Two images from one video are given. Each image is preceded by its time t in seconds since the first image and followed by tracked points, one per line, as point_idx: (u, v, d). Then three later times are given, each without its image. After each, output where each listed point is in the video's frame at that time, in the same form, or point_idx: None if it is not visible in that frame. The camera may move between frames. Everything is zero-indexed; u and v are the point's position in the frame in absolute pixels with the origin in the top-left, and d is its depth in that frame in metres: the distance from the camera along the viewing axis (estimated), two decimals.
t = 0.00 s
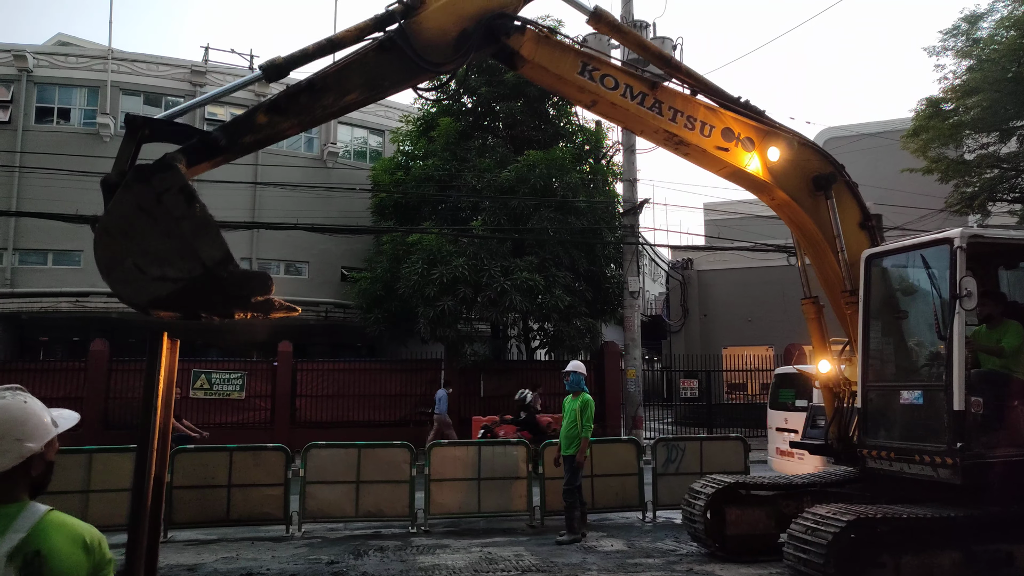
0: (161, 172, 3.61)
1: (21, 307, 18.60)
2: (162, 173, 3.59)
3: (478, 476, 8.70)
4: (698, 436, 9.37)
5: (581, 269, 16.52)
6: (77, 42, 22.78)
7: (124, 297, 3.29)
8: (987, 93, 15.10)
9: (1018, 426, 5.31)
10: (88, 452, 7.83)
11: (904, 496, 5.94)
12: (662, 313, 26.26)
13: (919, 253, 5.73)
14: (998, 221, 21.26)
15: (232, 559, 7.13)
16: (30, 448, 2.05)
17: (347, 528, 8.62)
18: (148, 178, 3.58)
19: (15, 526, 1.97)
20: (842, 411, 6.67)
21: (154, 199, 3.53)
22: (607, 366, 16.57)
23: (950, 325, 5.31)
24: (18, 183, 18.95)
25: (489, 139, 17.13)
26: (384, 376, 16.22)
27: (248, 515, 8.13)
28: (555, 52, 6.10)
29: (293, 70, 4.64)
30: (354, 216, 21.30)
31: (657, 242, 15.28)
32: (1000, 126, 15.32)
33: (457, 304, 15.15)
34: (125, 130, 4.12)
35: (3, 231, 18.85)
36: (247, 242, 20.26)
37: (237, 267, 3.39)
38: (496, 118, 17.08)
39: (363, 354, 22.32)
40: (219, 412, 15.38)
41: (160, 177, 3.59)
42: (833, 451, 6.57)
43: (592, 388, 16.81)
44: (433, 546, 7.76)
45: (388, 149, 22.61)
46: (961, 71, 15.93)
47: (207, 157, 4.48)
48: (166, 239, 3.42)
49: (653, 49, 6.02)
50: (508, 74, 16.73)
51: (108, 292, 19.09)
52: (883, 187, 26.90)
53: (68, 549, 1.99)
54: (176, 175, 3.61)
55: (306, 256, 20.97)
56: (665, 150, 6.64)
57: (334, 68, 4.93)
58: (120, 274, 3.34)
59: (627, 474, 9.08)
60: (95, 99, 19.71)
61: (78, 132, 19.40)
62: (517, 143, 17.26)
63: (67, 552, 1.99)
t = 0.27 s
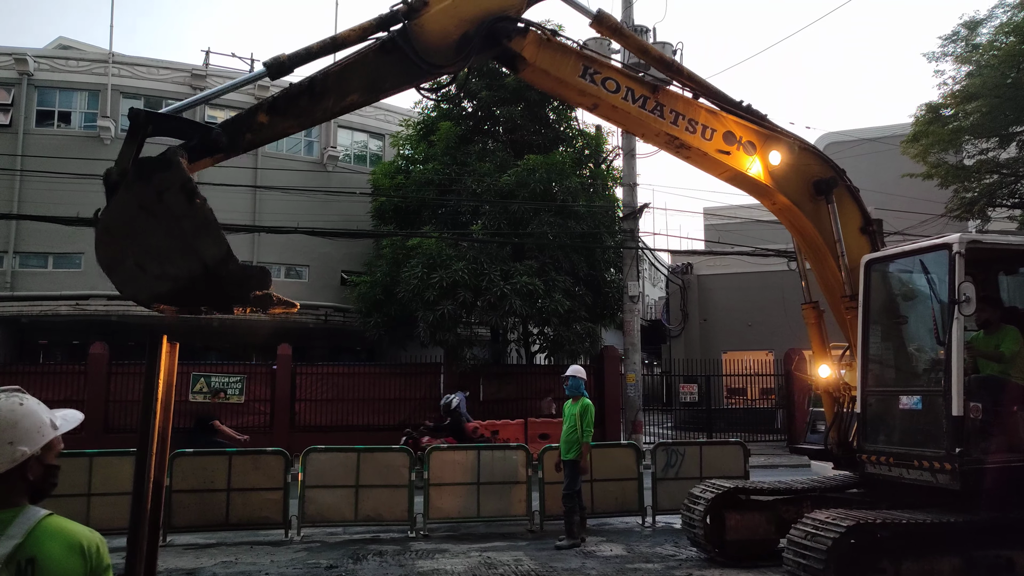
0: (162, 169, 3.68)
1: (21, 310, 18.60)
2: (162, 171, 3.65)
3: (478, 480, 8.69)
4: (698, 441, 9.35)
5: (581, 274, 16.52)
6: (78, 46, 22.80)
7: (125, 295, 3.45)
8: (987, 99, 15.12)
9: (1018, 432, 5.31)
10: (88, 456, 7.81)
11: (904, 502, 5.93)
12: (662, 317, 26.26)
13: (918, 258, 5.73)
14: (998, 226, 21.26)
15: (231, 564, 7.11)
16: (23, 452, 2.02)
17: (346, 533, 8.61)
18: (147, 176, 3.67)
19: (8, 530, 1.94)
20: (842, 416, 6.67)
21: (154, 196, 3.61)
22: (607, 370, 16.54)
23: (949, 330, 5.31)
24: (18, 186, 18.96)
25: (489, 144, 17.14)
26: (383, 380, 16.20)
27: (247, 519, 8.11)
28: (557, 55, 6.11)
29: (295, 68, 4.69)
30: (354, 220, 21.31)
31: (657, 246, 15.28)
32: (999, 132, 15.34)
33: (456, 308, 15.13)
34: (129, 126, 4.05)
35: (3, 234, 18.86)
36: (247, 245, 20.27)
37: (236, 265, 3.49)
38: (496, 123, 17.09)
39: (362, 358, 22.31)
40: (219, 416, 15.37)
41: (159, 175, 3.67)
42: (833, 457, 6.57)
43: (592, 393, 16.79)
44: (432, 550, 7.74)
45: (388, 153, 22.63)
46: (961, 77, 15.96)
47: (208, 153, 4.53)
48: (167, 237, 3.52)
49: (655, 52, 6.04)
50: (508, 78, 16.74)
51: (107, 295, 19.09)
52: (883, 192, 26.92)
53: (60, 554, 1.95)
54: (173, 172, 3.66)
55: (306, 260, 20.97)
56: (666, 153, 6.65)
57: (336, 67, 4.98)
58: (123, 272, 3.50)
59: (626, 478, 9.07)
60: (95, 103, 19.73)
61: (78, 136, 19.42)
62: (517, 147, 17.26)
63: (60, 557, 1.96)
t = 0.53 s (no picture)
0: (165, 135, 3.83)
1: (20, 315, 18.60)
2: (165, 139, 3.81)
3: (476, 485, 8.68)
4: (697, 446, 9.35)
5: (580, 278, 16.53)
6: (77, 51, 22.82)
7: (126, 257, 3.59)
8: (985, 104, 15.16)
9: (1016, 436, 5.30)
10: (88, 461, 7.81)
11: (903, 506, 5.92)
12: (661, 322, 26.28)
13: (915, 262, 5.75)
14: (996, 231, 21.30)
15: (230, 569, 7.09)
16: (50, 455, 2.00)
17: (344, 538, 8.59)
18: (150, 144, 3.81)
19: (27, 536, 1.92)
20: (841, 421, 6.67)
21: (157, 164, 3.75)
22: (605, 376, 16.53)
23: (947, 334, 5.32)
24: (17, 191, 18.97)
25: (488, 149, 17.16)
26: (382, 384, 16.18)
27: (246, 525, 8.09)
28: (563, 52, 6.11)
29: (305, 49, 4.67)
30: (353, 224, 21.32)
31: (656, 251, 15.29)
32: (997, 137, 15.38)
33: (455, 313, 15.14)
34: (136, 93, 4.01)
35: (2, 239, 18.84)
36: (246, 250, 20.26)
37: (236, 232, 3.65)
38: (495, 128, 17.11)
39: (361, 362, 22.31)
40: (217, 421, 15.36)
41: (164, 141, 3.82)
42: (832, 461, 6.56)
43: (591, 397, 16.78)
44: (431, 555, 7.73)
45: (387, 157, 22.65)
46: (959, 82, 16.02)
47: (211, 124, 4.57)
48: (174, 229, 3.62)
49: (661, 50, 6.05)
50: (507, 83, 16.75)
51: (106, 300, 19.08)
52: (881, 197, 26.98)
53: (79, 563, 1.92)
54: (177, 138, 3.83)
55: (305, 264, 20.97)
56: (670, 151, 6.65)
57: (342, 50, 4.90)
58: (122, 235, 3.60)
59: (625, 483, 9.06)
60: (94, 108, 19.74)
61: (77, 141, 19.43)
62: (516, 152, 17.28)
63: (78, 566, 1.92)
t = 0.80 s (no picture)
0: (167, 121, 3.85)
1: (14, 317, 18.52)
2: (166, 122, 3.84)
3: (472, 486, 8.67)
4: (693, 448, 9.35)
5: (576, 280, 16.54)
6: (72, 53, 22.76)
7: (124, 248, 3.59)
8: (978, 107, 15.25)
9: (1013, 438, 5.32)
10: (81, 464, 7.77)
11: (899, 506, 5.93)
12: (656, 324, 26.31)
13: (915, 263, 5.76)
14: (990, 233, 21.39)
15: (225, 571, 7.07)
16: (95, 455, 2.09)
17: (340, 540, 8.58)
18: (151, 126, 3.83)
19: (61, 535, 1.99)
20: (839, 421, 6.68)
21: (158, 144, 3.76)
22: (601, 378, 16.54)
23: (947, 335, 5.34)
24: (12, 192, 18.90)
25: (484, 151, 17.16)
26: (377, 386, 16.16)
27: (241, 527, 8.06)
28: (569, 47, 6.12)
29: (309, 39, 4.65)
30: (349, 226, 21.30)
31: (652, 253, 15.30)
32: (990, 140, 15.46)
33: (451, 315, 15.12)
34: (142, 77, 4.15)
35: None
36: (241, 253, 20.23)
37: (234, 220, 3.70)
38: (490, 130, 17.11)
39: (357, 365, 22.29)
40: (212, 423, 15.31)
41: (165, 125, 3.84)
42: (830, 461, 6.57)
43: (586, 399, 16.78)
44: (427, 557, 7.72)
45: (383, 159, 22.65)
46: (952, 85, 16.10)
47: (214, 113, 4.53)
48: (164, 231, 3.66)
49: (668, 47, 6.06)
50: (502, 86, 16.76)
51: (101, 302, 19.02)
52: (875, 199, 27.08)
53: (108, 563, 1.97)
54: (178, 124, 3.85)
55: (301, 266, 20.94)
56: (674, 149, 6.65)
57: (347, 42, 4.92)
58: (119, 214, 3.60)
59: (621, 485, 9.05)
60: (89, 109, 19.69)
61: (72, 142, 19.38)
62: (512, 154, 17.26)
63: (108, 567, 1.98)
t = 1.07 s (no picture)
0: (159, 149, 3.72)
1: (12, 317, 18.49)
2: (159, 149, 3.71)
3: (470, 487, 8.68)
4: (690, 448, 9.37)
5: (574, 280, 16.56)
6: (69, 52, 22.73)
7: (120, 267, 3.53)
8: (975, 108, 15.28)
9: (1010, 439, 5.33)
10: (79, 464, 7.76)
11: (896, 507, 5.95)
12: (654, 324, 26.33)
13: (914, 264, 5.76)
14: (987, 233, 21.43)
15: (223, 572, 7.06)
16: (127, 445, 2.16)
17: (338, 540, 8.58)
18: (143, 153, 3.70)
19: (102, 526, 2.08)
20: (836, 421, 6.70)
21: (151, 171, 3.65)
22: (599, 377, 16.56)
23: (944, 336, 5.35)
24: (9, 192, 18.86)
25: (482, 151, 17.14)
26: (375, 387, 16.15)
27: (239, 528, 8.06)
28: (551, 64, 6.15)
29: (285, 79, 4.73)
30: (346, 226, 21.30)
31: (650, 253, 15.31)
32: (987, 141, 15.50)
33: (449, 315, 15.11)
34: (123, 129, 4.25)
35: None
36: (239, 252, 20.21)
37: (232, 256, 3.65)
38: (488, 130, 17.10)
39: (354, 364, 22.28)
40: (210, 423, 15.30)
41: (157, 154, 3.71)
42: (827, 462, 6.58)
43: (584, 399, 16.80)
44: (424, 558, 7.72)
45: (380, 159, 22.64)
46: (950, 86, 16.13)
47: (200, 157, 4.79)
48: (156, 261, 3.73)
49: (648, 62, 6.09)
50: (500, 86, 16.76)
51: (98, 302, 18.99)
52: (872, 200, 27.13)
53: (150, 552, 2.09)
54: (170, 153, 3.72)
55: (299, 266, 20.93)
56: (660, 162, 6.69)
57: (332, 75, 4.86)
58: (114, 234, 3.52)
59: (618, 485, 9.06)
60: (87, 109, 19.66)
61: (70, 142, 19.34)
62: (510, 155, 17.24)
63: (148, 552, 2.10)
